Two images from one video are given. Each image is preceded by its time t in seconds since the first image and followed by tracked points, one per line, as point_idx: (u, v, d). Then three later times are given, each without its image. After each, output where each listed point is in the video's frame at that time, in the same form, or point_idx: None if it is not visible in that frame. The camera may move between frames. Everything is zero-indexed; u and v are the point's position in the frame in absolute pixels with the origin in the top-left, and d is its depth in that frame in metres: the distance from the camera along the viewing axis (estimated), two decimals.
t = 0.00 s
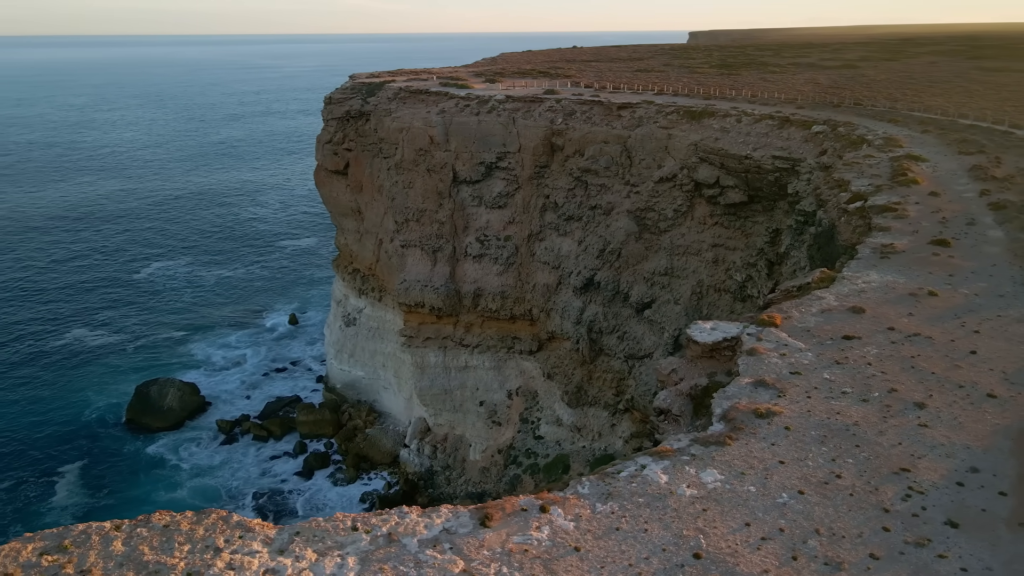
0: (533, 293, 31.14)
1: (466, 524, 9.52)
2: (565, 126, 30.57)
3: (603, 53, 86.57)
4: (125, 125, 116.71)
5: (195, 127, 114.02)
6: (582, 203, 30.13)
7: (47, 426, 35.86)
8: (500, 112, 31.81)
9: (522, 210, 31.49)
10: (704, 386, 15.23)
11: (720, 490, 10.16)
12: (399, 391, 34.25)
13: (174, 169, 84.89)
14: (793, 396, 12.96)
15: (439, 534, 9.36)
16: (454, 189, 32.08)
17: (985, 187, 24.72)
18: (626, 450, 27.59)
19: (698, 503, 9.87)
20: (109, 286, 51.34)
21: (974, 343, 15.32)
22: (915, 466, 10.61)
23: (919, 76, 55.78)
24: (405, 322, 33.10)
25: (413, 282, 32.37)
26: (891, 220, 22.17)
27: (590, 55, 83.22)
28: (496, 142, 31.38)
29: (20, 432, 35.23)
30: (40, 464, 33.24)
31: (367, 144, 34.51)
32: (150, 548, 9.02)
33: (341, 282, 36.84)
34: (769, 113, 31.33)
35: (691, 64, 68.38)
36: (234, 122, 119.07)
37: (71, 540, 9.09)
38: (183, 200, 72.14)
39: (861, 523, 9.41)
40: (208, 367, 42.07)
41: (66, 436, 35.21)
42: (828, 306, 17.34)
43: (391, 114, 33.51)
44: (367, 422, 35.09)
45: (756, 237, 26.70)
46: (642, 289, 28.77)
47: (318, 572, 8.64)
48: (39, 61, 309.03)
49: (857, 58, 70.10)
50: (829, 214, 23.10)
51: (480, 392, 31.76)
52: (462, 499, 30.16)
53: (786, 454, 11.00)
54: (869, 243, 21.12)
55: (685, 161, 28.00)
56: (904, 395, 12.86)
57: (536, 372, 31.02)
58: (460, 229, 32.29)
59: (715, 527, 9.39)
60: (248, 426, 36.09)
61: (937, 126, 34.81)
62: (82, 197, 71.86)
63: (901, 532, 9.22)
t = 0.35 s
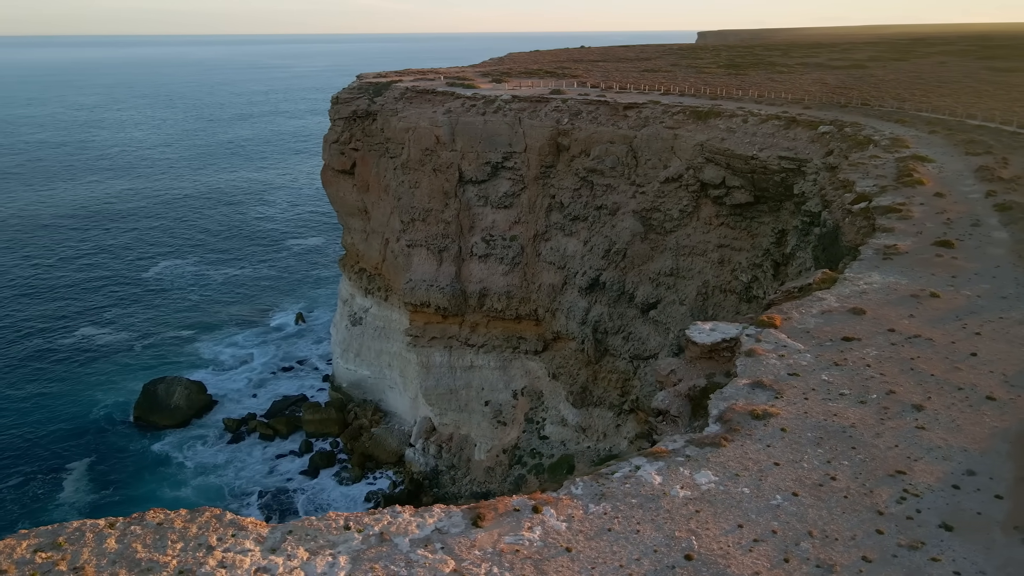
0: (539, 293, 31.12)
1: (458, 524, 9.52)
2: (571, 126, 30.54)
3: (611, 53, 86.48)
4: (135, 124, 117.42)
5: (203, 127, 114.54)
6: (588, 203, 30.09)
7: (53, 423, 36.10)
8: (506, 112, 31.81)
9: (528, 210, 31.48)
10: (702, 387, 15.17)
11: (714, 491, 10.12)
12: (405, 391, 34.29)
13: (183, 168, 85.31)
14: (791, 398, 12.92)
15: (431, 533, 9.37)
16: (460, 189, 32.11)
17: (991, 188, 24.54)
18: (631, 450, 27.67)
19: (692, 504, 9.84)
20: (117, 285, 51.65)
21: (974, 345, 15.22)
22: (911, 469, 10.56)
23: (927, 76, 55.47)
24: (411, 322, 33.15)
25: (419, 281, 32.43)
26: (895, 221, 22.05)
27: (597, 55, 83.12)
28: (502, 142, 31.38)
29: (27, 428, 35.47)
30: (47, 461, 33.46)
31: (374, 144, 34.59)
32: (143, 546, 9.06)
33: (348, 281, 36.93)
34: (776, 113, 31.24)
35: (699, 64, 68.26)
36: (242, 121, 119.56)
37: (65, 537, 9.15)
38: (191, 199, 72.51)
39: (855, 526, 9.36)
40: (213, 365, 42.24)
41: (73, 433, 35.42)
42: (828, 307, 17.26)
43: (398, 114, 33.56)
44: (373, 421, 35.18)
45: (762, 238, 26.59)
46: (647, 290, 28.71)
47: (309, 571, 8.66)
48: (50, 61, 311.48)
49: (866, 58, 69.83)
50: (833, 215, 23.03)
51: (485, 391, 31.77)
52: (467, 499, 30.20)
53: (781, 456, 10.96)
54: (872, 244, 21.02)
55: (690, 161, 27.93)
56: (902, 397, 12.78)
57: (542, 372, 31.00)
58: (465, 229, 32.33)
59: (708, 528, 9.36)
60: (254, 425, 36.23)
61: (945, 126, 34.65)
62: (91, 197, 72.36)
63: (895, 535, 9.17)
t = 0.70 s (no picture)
0: (544, 293, 31.11)
1: (451, 523, 9.53)
2: (577, 126, 30.48)
3: (617, 53, 86.31)
4: (143, 124, 117.99)
5: (211, 127, 114.96)
6: (593, 203, 30.05)
7: (59, 420, 36.33)
8: (512, 112, 31.76)
9: (533, 210, 31.47)
10: (700, 387, 15.10)
11: (708, 492, 10.10)
12: (410, 390, 34.34)
13: (190, 168, 85.65)
14: (788, 399, 12.88)
15: (423, 533, 9.38)
16: (465, 188, 32.12)
17: (996, 189, 24.37)
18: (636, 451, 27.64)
19: (685, 506, 9.83)
20: (124, 283, 51.91)
21: (975, 347, 15.13)
22: (906, 471, 10.50)
23: (935, 77, 55.10)
24: (416, 321, 33.18)
25: (425, 281, 32.45)
26: (899, 222, 21.93)
27: (604, 55, 82.95)
28: (508, 142, 31.37)
29: (33, 426, 35.71)
30: (52, 458, 33.67)
31: (380, 143, 34.63)
32: (137, 543, 9.10)
33: (354, 281, 37.01)
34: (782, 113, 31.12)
35: (706, 64, 68.09)
36: (250, 121, 119.97)
37: (59, 535, 9.21)
38: (198, 199, 72.78)
39: (848, 528, 9.32)
40: (218, 364, 42.40)
41: (78, 431, 35.65)
42: (828, 308, 17.20)
43: (404, 114, 33.57)
44: (378, 420, 35.26)
45: (767, 238, 26.51)
46: (652, 290, 28.66)
47: (300, 569, 8.70)
48: (62, 62, 314.19)
49: (875, 58, 69.50)
50: (837, 215, 22.97)
51: (490, 391, 31.81)
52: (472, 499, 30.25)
53: (776, 457, 10.93)
54: (875, 245, 20.93)
55: (696, 161, 27.85)
56: (900, 399, 12.72)
57: (547, 372, 30.98)
58: (471, 229, 32.35)
59: (700, 530, 9.34)
60: (260, 424, 36.33)
61: (951, 126, 34.45)
62: (99, 196, 72.76)
63: (888, 537, 9.13)
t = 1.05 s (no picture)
0: (549, 293, 31.07)
1: (443, 523, 9.53)
2: (582, 126, 30.46)
3: (624, 53, 86.18)
4: (150, 123, 118.36)
5: (218, 127, 115.27)
6: (598, 203, 30.00)
7: (64, 418, 36.51)
8: (517, 112, 31.75)
9: (538, 210, 31.46)
10: (699, 388, 15.06)
11: (702, 493, 10.09)
12: (415, 390, 34.38)
13: (197, 167, 85.92)
14: (785, 400, 12.83)
15: (416, 532, 9.38)
16: (470, 188, 32.15)
17: (1001, 190, 24.21)
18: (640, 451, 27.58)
19: (678, 506, 9.81)
20: (130, 282, 52.14)
21: (975, 349, 15.03)
22: (902, 473, 10.46)
23: (943, 77, 54.73)
24: (421, 321, 33.21)
25: (430, 280, 32.48)
26: (902, 223, 21.84)
27: (611, 55, 82.76)
28: (513, 142, 31.38)
29: (39, 424, 35.91)
30: (58, 455, 33.86)
31: (386, 143, 34.67)
32: (131, 541, 9.14)
33: (359, 280, 37.08)
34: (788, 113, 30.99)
35: (713, 64, 67.91)
36: (257, 121, 120.36)
37: (54, 532, 9.27)
38: (204, 199, 73.01)
39: (842, 530, 9.29)
40: (223, 363, 42.58)
41: (83, 429, 35.83)
42: (828, 309, 17.14)
43: (409, 114, 33.61)
44: (383, 420, 35.31)
45: (773, 240, 26.43)
46: (657, 290, 28.59)
47: (292, 568, 8.72)
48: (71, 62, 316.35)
49: (883, 58, 69.19)
50: (841, 216, 22.92)
51: (495, 391, 31.83)
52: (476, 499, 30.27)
53: (771, 459, 10.89)
54: (877, 246, 20.84)
55: (701, 161, 27.79)
56: (898, 401, 12.65)
57: (551, 372, 30.95)
58: (476, 229, 32.37)
59: (693, 531, 9.32)
60: (265, 422, 36.41)
61: (958, 127, 34.27)
62: (106, 195, 73.06)
63: (882, 539, 9.09)
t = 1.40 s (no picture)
0: (554, 293, 31.06)
1: (435, 523, 9.54)
2: (588, 126, 30.42)
3: (631, 53, 86.00)
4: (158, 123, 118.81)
5: (226, 126, 115.69)
6: (604, 203, 29.96)
7: (70, 416, 36.74)
8: (523, 112, 31.74)
9: (544, 210, 31.43)
10: (697, 389, 15.01)
11: (695, 494, 10.06)
12: (420, 390, 34.41)
13: (205, 167, 86.28)
14: (782, 402, 12.78)
15: (407, 532, 9.40)
16: (476, 188, 32.17)
17: (1007, 191, 24.04)
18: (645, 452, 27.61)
19: (671, 508, 9.79)
20: (137, 281, 52.41)
21: (975, 351, 14.94)
22: (897, 476, 10.40)
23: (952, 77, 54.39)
24: (426, 321, 33.26)
25: (435, 280, 32.53)
26: (906, 224, 21.74)
27: (618, 55, 82.60)
28: (519, 142, 31.38)
29: (45, 421, 36.14)
30: (63, 452, 34.08)
31: (392, 143, 34.70)
32: (124, 539, 9.19)
33: (365, 280, 37.17)
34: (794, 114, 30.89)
35: (720, 64, 67.74)
36: (265, 121, 120.82)
37: (48, 529, 9.31)
38: (212, 198, 73.32)
39: (834, 532, 9.25)
40: (228, 362, 42.77)
41: (89, 426, 36.05)
42: (828, 310, 17.08)
43: (416, 114, 33.64)
44: (388, 419, 35.38)
45: (778, 240, 26.33)
46: (662, 291, 28.48)
47: (283, 567, 8.75)
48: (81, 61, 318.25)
49: (892, 58, 68.84)
50: (845, 217, 22.83)
51: (499, 391, 31.85)
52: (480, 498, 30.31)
53: (766, 460, 10.85)
54: (880, 248, 20.74)
55: (707, 162, 27.72)
56: (896, 403, 12.59)
57: (556, 373, 30.95)
58: (481, 229, 32.39)
59: (685, 532, 9.30)
60: (271, 421, 36.56)
61: (966, 127, 34.09)
62: (114, 194, 73.48)
63: (875, 542, 9.04)
